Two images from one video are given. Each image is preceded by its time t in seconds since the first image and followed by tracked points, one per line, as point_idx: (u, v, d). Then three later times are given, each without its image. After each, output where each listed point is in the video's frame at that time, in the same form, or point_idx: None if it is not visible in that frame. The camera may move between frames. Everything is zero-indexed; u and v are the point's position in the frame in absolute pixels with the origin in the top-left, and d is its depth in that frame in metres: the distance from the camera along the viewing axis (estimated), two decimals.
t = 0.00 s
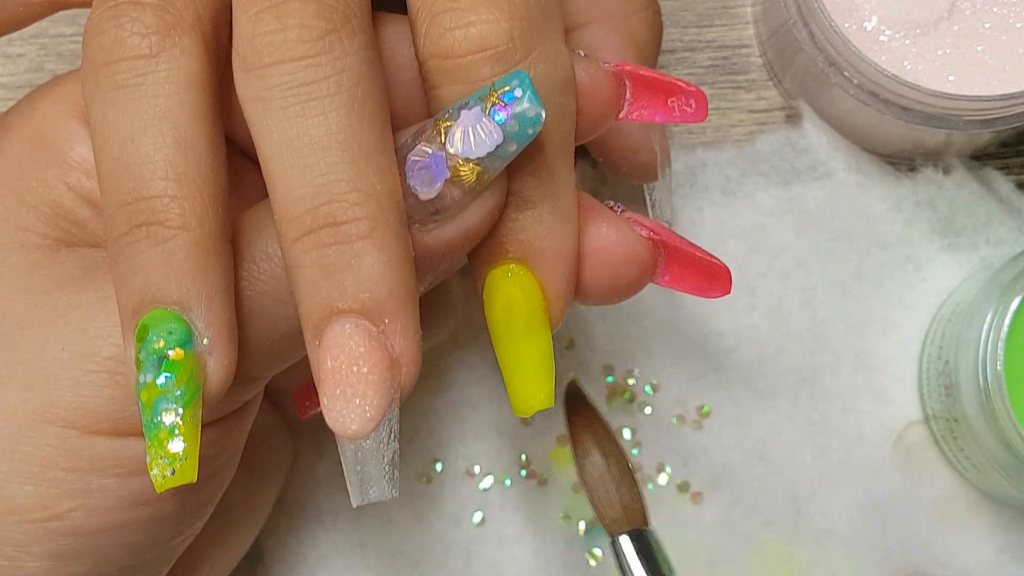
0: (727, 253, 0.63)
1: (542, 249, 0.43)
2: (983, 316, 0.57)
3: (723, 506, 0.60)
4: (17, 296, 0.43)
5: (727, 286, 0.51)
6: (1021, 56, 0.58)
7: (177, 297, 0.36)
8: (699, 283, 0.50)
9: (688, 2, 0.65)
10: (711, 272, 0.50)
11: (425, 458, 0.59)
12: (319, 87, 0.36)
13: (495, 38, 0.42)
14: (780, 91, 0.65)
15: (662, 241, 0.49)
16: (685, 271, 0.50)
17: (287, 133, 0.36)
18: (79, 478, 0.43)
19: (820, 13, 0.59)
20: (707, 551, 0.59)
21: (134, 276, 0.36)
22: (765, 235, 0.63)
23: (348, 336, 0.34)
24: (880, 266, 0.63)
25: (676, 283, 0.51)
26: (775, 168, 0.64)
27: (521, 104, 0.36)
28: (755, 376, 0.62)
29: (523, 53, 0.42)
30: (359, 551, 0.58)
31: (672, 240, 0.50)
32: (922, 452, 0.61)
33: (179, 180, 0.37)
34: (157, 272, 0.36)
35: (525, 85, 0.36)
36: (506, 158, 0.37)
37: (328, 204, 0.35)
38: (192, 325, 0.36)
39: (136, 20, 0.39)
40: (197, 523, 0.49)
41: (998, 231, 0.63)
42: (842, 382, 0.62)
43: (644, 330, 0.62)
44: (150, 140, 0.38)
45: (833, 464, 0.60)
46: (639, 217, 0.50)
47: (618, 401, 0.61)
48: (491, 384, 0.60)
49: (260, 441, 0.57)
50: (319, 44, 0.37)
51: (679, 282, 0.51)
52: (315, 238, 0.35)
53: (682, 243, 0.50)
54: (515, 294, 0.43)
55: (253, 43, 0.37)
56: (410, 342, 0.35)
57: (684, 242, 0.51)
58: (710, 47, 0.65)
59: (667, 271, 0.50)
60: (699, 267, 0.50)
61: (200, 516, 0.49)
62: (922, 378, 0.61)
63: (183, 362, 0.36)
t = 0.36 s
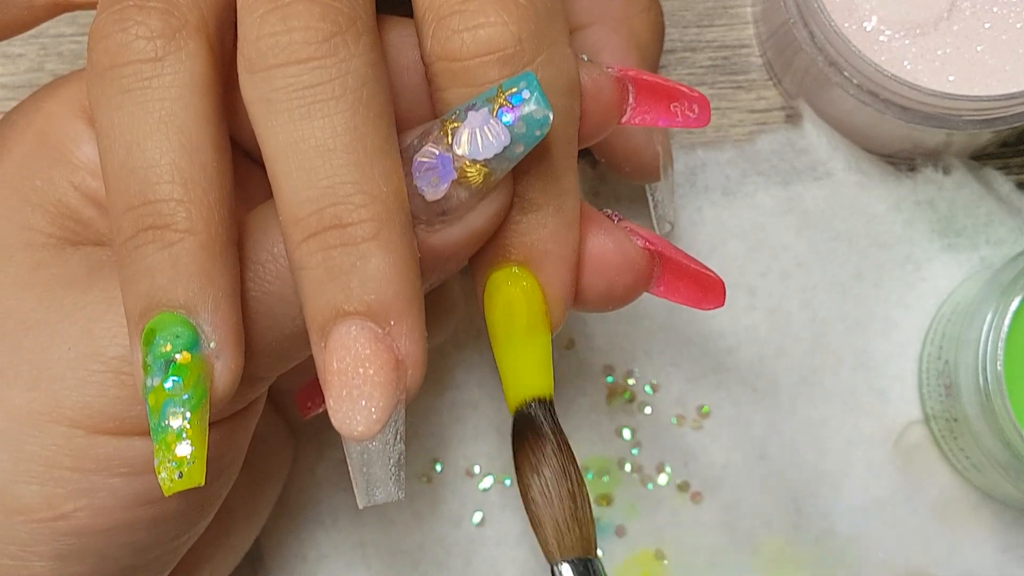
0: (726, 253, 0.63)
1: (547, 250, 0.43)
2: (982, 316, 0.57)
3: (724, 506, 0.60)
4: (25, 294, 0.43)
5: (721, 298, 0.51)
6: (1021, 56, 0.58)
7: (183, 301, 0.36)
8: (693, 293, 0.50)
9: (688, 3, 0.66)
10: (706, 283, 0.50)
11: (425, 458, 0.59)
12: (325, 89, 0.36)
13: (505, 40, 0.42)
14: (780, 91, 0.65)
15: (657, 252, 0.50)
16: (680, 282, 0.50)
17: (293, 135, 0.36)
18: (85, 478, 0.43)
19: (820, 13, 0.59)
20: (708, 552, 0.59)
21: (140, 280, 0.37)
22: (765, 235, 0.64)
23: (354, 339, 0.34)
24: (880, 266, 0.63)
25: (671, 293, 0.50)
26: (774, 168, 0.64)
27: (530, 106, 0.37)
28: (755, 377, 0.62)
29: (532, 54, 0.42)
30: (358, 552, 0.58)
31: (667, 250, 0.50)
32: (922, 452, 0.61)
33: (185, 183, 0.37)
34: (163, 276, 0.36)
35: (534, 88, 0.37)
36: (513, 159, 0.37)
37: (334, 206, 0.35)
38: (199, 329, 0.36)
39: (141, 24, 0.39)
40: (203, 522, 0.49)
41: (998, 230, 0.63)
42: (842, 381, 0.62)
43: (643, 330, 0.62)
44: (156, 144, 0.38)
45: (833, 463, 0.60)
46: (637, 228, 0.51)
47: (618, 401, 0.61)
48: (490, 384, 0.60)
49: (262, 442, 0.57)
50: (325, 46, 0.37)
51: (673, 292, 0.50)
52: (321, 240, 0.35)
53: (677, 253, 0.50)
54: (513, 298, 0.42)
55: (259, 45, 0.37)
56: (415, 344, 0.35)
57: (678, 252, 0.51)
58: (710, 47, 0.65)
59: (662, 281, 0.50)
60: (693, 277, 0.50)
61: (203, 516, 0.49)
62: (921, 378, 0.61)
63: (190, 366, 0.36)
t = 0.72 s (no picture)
0: (724, 252, 0.63)
1: (563, 262, 0.44)
2: (982, 316, 0.57)
3: (723, 507, 0.60)
4: (31, 292, 0.43)
5: (709, 296, 0.50)
6: (1021, 56, 0.58)
7: (172, 307, 0.36)
8: (681, 291, 0.50)
9: (688, 3, 0.66)
10: (695, 283, 0.50)
11: (425, 458, 0.59)
12: (315, 96, 0.36)
13: (534, 47, 0.38)
14: (779, 91, 0.65)
15: (647, 250, 0.49)
16: (669, 278, 0.50)
17: (282, 142, 0.36)
18: (109, 470, 0.43)
19: (820, 13, 0.59)
20: (707, 552, 0.59)
21: (130, 286, 0.37)
22: (765, 235, 0.64)
23: (342, 346, 0.34)
24: (880, 265, 0.63)
25: (659, 290, 0.51)
26: (774, 168, 0.64)
27: (565, 133, 0.35)
28: (755, 376, 0.62)
29: (561, 62, 0.39)
30: (358, 552, 0.58)
31: (656, 248, 0.49)
32: (922, 452, 0.61)
33: (174, 191, 0.38)
34: (152, 283, 0.36)
35: (569, 114, 0.35)
36: (546, 183, 0.36)
37: (323, 213, 0.35)
38: (187, 336, 0.36)
39: (132, 30, 0.39)
40: (218, 514, 0.50)
41: (998, 230, 0.63)
42: (841, 381, 0.62)
43: (643, 331, 0.62)
44: (146, 151, 0.38)
45: (832, 464, 0.60)
46: (628, 227, 0.50)
47: (618, 401, 0.61)
48: (490, 384, 0.60)
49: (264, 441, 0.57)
50: (314, 54, 0.37)
51: (661, 289, 0.51)
52: (310, 247, 0.35)
53: (666, 251, 0.49)
54: (533, 303, 0.42)
55: (248, 52, 0.37)
56: (405, 351, 0.35)
57: (666, 249, 0.50)
58: (709, 47, 0.65)
59: (651, 277, 0.50)
60: (682, 277, 0.50)
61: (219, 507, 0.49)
62: (921, 377, 0.61)
63: (178, 374, 0.36)
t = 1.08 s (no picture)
0: (722, 253, 0.63)
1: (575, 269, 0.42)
2: (983, 315, 0.57)
3: (724, 507, 0.60)
4: (37, 293, 0.44)
5: (705, 295, 0.51)
6: (1021, 56, 0.58)
7: (160, 314, 0.37)
8: (677, 291, 0.51)
9: (688, 3, 0.66)
10: (690, 282, 0.50)
11: (425, 457, 0.59)
12: (305, 103, 0.36)
13: (547, 56, 0.39)
14: (779, 91, 0.65)
15: (644, 252, 0.50)
16: (665, 279, 0.51)
17: (272, 149, 0.36)
18: (122, 469, 0.43)
19: (820, 13, 0.59)
20: (707, 552, 0.59)
21: (118, 290, 0.37)
22: (765, 235, 0.64)
23: (331, 353, 0.34)
24: (879, 265, 0.63)
25: (654, 290, 0.51)
26: (774, 168, 0.64)
27: (584, 152, 0.35)
28: (755, 376, 0.62)
29: (571, 69, 0.40)
30: (358, 552, 0.58)
31: (652, 249, 0.50)
32: (922, 452, 0.61)
33: (164, 196, 0.38)
34: (142, 287, 0.37)
35: (590, 133, 0.36)
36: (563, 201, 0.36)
37: (312, 220, 0.35)
38: (175, 341, 0.36)
39: (122, 35, 0.39)
40: (227, 511, 0.50)
41: (998, 230, 0.63)
42: (841, 381, 0.62)
43: (643, 331, 0.62)
44: (135, 156, 0.38)
45: (832, 464, 0.60)
46: (622, 227, 0.50)
47: (618, 402, 0.61)
48: (490, 384, 0.60)
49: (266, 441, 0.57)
50: (304, 60, 0.37)
51: (657, 289, 0.51)
52: (298, 253, 0.35)
53: (661, 252, 0.50)
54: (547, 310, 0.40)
55: (239, 58, 0.37)
56: (393, 358, 0.35)
57: (660, 249, 0.51)
58: (709, 47, 0.65)
59: (648, 279, 0.50)
60: (678, 277, 0.50)
61: (228, 504, 0.50)
62: (921, 378, 0.61)
63: (166, 379, 0.36)
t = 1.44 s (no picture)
0: (722, 253, 0.63)
1: (587, 273, 0.42)
2: (983, 316, 0.57)
3: (724, 507, 0.60)
4: (41, 298, 0.44)
5: (715, 307, 0.51)
6: (1021, 56, 0.58)
7: (157, 316, 0.37)
8: (685, 303, 0.51)
9: (688, 3, 0.65)
10: (698, 294, 0.50)
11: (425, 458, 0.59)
12: (303, 106, 0.36)
13: (558, 60, 0.39)
14: (780, 91, 0.65)
15: (653, 263, 0.49)
16: (673, 291, 0.50)
17: (270, 152, 0.36)
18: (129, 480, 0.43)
19: (820, 13, 0.59)
20: (707, 551, 0.59)
21: (115, 294, 0.37)
22: (765, 235, 0.63)
23: (329, 356, 0.34)
24: (879, 265, 0.63)
25: (662, 301, 0.51)
26: (774, 168, 0.64)
27: (601, 145, 0.35)
28: (755, 376, 0.62)
29: (580, 75, 0.40)
30: (359, 552, 0.58)
31: (661, 262, 0.50)
32: (922, 452, 0.61)
33: (161, 199, 0.38)
34: (138, 290, 0.37)
35: (605, 126, 0.35)
36: (579, 195, 0.36)
37: (310, 223, 0.35)
38: (172, 344, 0.36)
39: (120, 38, 0.39)
40: (235, 520, 0.50)
41: (998, 230, 0.63)
42: (841, 382, 0.62)
43: (643, 331, 0.62)
44: (132, 159, 0.38)
45: (832, 464, 0.60)
46: (632, 239, 0.50)
47: (619, 402, 0.61)
48: (490, 385, 0.60)
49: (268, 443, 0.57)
50: (302, 63, 0.37)
51: (665, 301, 0.51)
52: (297, 256, 0.35)
53: (670, 264, 0.50)
54: (558, 313, 0.41)
55: (236, 62, 0.37)
56: (391, 362, 0.35)
57: (670, 262, 0.51)
58: (709, 47, 0.65)
59: (655, 290, 0.50)
60: (686, 289, 0.50)
61: (237, 511, 0.50)
62: (921, 378, 0.61)
63: (163, 382, 0.36)
